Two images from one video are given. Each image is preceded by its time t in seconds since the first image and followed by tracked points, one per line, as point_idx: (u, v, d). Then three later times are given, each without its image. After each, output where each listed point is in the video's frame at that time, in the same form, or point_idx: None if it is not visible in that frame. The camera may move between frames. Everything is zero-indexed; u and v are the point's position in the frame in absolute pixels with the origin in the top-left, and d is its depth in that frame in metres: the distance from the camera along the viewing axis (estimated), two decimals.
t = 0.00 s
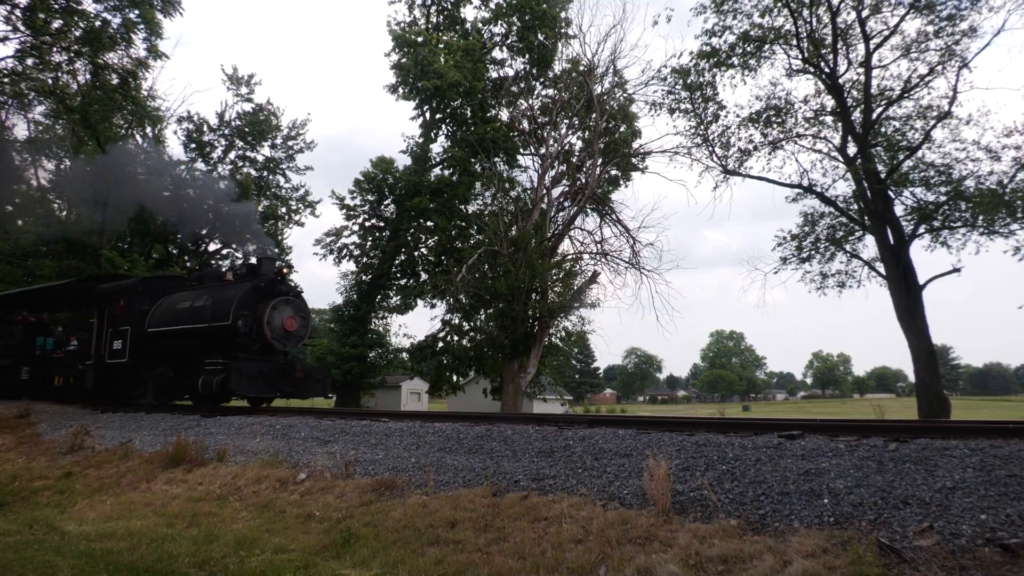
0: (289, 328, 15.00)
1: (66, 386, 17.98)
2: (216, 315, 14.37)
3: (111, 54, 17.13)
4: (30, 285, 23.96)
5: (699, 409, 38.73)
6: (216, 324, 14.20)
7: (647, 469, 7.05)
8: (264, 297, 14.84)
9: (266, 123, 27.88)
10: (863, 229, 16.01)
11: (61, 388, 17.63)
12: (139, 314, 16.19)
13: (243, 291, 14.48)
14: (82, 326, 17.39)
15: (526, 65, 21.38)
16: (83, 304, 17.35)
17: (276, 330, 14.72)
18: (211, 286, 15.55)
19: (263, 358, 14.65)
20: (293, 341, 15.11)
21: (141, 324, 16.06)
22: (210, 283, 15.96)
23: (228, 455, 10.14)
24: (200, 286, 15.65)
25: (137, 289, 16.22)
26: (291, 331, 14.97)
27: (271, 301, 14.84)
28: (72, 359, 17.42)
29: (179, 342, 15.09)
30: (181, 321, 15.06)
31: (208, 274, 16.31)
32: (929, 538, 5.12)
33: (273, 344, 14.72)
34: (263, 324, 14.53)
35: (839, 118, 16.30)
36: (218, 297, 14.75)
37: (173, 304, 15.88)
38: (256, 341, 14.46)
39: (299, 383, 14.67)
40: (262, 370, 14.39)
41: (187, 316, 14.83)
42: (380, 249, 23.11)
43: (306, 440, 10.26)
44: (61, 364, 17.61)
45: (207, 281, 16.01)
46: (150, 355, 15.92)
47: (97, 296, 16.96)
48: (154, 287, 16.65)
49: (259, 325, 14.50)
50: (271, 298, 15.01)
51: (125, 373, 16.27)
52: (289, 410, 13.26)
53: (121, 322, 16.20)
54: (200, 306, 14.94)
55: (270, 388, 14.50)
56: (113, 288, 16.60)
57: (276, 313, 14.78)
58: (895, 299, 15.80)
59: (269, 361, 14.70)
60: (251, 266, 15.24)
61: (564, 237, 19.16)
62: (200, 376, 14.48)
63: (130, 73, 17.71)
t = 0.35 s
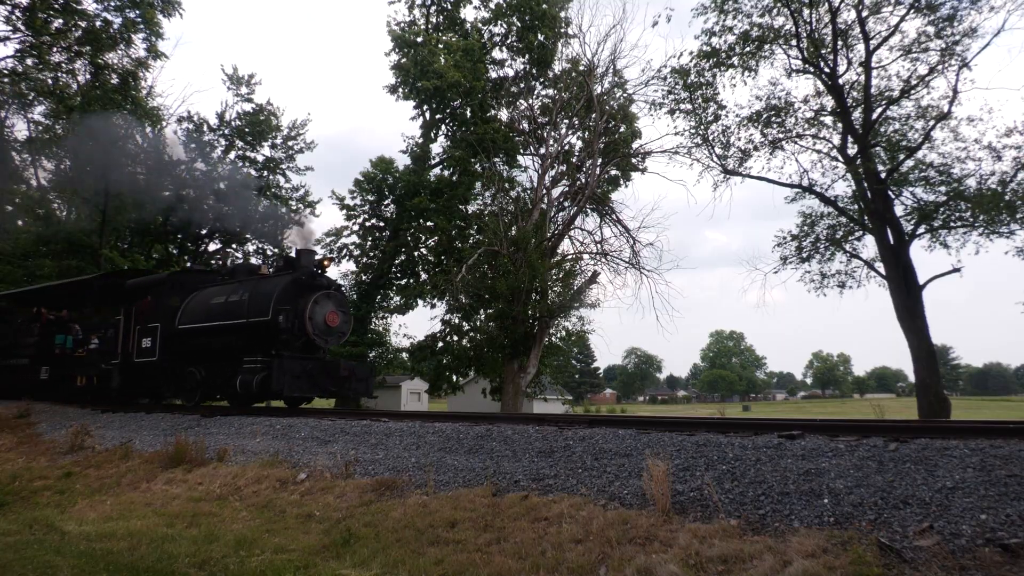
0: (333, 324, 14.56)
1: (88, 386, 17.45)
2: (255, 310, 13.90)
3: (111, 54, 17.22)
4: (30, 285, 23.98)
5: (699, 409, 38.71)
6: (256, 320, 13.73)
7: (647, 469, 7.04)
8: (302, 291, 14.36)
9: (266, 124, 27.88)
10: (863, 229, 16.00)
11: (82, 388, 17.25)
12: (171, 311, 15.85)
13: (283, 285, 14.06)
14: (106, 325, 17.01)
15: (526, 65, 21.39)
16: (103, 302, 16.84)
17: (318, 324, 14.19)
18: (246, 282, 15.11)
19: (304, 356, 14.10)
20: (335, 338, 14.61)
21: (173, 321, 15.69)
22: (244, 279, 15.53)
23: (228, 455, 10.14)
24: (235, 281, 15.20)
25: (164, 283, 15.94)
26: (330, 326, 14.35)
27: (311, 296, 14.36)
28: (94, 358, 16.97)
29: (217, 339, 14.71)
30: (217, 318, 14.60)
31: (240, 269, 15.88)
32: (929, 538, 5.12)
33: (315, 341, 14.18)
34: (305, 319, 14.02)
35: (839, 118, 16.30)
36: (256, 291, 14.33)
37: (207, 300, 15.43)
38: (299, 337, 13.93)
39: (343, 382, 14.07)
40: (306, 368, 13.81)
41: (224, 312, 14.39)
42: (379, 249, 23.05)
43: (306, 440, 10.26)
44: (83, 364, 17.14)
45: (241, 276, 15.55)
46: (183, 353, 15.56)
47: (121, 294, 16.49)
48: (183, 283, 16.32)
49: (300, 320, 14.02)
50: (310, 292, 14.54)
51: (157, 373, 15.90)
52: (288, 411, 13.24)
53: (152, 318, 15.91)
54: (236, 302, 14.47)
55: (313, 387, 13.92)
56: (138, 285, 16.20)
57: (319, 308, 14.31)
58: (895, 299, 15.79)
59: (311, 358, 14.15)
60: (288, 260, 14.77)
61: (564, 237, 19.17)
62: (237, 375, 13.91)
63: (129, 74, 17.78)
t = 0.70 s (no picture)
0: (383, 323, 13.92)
1: (113, 386, 17.05)
2: (300, 306, 13.36)
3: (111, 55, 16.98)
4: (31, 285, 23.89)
5: (699, 409, 38.69)
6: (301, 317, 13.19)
7: (647, 469, 7.05)
8: (348, 286, 13.75)
9: (267, 123, 27.88)
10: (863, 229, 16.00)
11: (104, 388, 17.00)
12: (205, 305, 15.48)
13: (329, 279, 13.48)
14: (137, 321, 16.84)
15: (526, 65, 21.40)
16: (135, 296, 16.80)
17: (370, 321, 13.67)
18: (287, 276, 14.56)
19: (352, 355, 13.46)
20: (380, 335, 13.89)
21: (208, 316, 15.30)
22: (284, 272, 14.97)
23: (228, 455, 10.14)
24: (276, 275, 14.64)
25: (197, 276, 15.59)
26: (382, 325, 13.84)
27: (357, 291, 13.75)
28: (119, 357, 16.62)
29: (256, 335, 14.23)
30: (258, 314, 14.10)
31: (278, 261, 15.32)
32: (929, 538, 5.12)
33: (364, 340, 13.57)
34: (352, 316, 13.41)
35: (839, 118, 16.31)
36: (299, 286, 13.81)
37: (246, 294, 14.93)
38: (347, 335, 13.34)
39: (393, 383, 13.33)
40: (354, 368, 13.14)
41: (265, 309, 13.93)
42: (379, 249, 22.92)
43: (306, 440, 10.26)
44: (108, 362, 16.79)
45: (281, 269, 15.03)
46: (217, 349, 15.17)
47: (156, 287, 16.45)
48: (218, 277, 16.00)
49: (348, 317, 13.43)
50: (356, 287, 13.93)
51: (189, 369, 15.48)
52: (288, 412, 13.24)
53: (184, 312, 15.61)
54: (279, 297, 13.94)
55: (361, 388, 13.20)
56: (172, 278, 16.10)
57: (366, 305, 13.68)
58: (895, 299, 15.80)
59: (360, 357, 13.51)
60: (331, 253, 14.14)
61: (564, 236, 19.19)
62: (279, 375, 13.35)
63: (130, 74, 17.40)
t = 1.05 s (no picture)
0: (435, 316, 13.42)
1: (141, 385, 17.03)
2: (350, 300, 12.75)
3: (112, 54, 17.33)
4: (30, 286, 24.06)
5: (699, 409, 38.72)
6: (352, 311, 12.60)
7: (647, 469, 7.04)
8: (400, 280, 13.16)
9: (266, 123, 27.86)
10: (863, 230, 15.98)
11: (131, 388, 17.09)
12: (243, 301, 14.84)
13: (381, 272, 12.86)
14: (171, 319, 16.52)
15: (526, 65, 21.41)
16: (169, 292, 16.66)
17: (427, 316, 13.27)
18: (331, 269, 13.95)
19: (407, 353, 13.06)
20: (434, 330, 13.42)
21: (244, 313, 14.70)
22: (327, 265, 14.34)
23: (228, 455, 10.13)
24: (320, 267, 14.00)
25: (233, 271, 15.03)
26: (437, 321, 13.48)
27: (411, 286, 13.19)
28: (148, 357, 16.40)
29: (297, 333, 13.63)
30: (302, 308, 13.46)
31: (319, 254, 14.72)
32: (929, 538, 5.12)
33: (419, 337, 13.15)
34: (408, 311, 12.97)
35: (839, 118, 16.30)
36: (347, 279, 13.19)
37: (287, 288, 14.28)
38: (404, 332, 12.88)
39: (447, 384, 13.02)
40: (411, 368, 12.80)
41: (310, 303, 13.32)
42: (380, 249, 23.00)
43: (306, 441, 10.25)
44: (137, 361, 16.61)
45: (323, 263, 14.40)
46: (254, 347, 14.61)
47: (191, 281, 16.04)
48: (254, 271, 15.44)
49: (403, 312, 12.90)
50: (410, 281, 13.34)
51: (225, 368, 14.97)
52: (288, 412, 13.24)
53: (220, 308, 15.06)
54: (325, 290, 13.31)
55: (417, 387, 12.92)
56: (208, 273, 15.57)
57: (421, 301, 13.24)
58: (895, 299, 15.79)
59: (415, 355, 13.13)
60: (381, 245, 13.52)
61: (564, 237, 19.20)
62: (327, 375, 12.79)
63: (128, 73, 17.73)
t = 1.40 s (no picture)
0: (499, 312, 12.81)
1: (172, 385, 16.60)
2: (408, 294, 12.25)
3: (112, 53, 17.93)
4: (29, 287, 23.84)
5: (698, 409, 38.72)
6: (413, 306, 12.09)
7: (647, 469, 7.04)
8: (460, 272, 12.63)
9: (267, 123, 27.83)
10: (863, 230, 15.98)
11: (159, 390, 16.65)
12: (285, 296, 14.39)
13: (442, 264, 12.32)
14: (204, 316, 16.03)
15: (526, 65, 21.42)
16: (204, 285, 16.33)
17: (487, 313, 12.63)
18: (382, 262, 13.42)
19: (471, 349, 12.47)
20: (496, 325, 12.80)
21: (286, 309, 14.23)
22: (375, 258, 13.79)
23: (228, 455, 10.13)
24: (370, 261, 13.50)
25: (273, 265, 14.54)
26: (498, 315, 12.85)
27: (473, 278, 12.62)
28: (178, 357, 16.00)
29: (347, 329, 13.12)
30: (355, 303, 12.96)
31: (365, 246, 14.16)
32: (929, 538, 5.12)
33: (482, 332, 12.50)
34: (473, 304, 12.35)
35: (839, 118, 16.31)
36: (402, 272, 12.66)
37: (334, 282, 13.79)
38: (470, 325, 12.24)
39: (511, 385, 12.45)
40: (477, 366, 12.23)
41: (363, 297, 12.80)
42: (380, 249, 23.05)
43: (306, 441, 10.25)
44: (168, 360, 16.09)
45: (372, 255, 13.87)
46: (297, 345, 14.14)
47: (225, 277, 15.71)
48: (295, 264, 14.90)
49: (467, 305, 12.30)
50: (471, 273, 12.76)
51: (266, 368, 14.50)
52: (288, 412, 13.22)
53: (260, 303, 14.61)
54: (379, 284, 12.80)
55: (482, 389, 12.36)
56: (244, 266, 15.19)
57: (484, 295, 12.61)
58: (895, 299, 15.78)
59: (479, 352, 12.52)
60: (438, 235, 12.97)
61: (564, 237, 19.22)
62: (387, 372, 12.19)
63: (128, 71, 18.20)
